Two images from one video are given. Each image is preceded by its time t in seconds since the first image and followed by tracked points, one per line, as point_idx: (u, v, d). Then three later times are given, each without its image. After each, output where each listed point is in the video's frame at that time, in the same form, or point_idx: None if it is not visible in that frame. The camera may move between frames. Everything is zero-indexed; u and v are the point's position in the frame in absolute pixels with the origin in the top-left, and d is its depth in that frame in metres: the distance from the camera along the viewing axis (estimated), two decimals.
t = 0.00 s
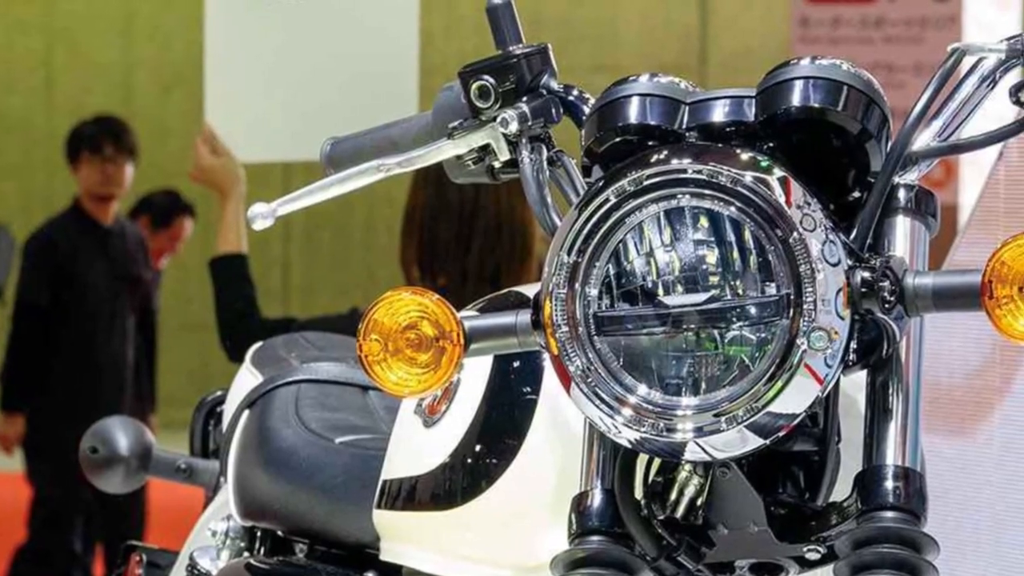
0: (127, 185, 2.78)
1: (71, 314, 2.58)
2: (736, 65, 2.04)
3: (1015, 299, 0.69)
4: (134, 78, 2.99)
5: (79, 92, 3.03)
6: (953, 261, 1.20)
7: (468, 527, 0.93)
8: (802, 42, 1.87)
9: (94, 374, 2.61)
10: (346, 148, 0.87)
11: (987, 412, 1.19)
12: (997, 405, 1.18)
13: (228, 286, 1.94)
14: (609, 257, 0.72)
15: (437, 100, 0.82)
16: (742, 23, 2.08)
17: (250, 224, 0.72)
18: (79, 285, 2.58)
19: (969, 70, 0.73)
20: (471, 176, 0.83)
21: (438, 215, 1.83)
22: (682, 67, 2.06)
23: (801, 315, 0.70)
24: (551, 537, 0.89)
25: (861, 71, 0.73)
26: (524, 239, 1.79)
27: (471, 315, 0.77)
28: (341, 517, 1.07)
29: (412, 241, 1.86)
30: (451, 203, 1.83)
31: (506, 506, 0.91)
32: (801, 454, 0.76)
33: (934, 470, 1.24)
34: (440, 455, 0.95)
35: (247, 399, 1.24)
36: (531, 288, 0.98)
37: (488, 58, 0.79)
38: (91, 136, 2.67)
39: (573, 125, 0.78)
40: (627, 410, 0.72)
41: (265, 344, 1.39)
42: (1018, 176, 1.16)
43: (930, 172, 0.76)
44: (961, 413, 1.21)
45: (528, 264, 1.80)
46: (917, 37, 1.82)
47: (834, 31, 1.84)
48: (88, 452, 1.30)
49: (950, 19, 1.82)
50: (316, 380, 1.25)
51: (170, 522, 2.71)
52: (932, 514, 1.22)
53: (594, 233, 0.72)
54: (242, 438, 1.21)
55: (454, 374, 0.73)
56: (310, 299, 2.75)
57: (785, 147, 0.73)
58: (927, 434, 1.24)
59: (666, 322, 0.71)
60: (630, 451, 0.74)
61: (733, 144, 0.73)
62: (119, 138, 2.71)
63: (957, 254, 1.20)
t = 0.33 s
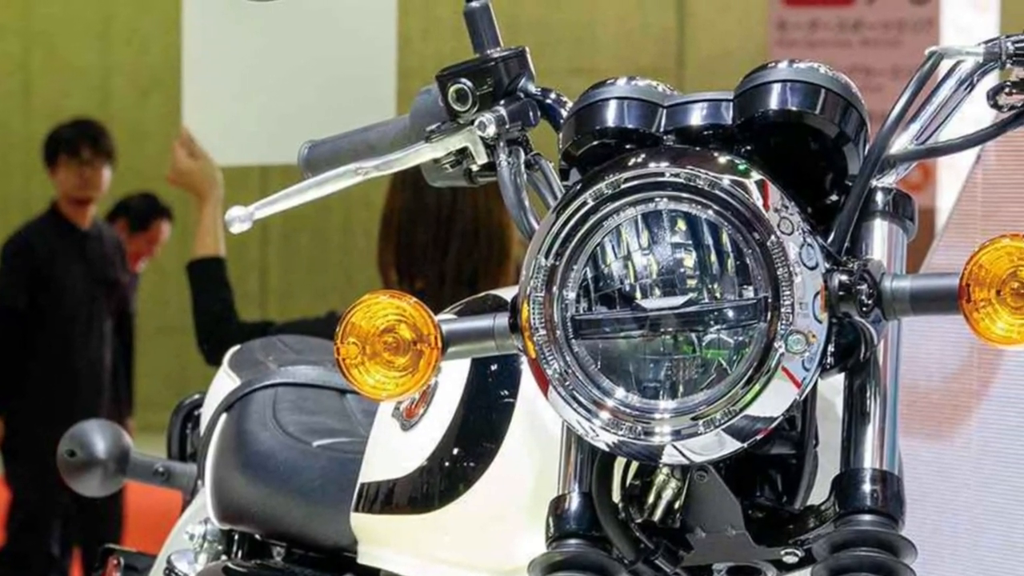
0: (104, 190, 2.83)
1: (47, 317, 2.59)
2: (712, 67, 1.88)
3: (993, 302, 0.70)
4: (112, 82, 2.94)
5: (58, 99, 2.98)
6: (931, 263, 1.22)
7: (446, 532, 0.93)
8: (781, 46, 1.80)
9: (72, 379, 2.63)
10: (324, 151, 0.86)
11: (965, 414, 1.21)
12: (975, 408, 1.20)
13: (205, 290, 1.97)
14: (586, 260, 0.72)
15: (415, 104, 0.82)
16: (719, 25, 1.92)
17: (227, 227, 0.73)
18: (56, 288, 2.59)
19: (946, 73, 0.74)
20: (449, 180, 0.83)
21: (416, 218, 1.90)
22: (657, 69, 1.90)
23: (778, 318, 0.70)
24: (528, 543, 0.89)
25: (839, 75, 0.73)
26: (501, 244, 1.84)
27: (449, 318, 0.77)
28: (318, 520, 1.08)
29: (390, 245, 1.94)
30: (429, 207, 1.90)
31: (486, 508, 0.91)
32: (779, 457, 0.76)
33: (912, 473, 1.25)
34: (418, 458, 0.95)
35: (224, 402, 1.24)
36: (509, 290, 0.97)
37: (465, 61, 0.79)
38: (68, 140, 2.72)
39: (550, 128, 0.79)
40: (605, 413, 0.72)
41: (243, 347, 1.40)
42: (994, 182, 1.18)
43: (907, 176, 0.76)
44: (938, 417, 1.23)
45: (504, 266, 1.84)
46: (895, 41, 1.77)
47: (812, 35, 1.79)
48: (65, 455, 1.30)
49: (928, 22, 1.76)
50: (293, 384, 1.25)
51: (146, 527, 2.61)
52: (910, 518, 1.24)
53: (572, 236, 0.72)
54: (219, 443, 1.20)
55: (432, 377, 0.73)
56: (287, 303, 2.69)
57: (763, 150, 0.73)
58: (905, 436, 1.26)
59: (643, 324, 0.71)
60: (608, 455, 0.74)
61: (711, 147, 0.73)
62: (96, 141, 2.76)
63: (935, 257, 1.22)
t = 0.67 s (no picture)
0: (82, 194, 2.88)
1: (26, 320, 2.64)
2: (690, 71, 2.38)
3: (972, 306, 0.70)
4: (89, 85, 3.19)
5: (36, 103, 3.21)
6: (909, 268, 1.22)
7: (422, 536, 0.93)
8: (759, 49, 2.04)
9: (50, 382, 2.70)
10: (301, 154, 0.86)
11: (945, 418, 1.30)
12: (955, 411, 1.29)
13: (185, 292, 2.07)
14: (563, 264, 0.72)
15: (392, 107, 0.82)
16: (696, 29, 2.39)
17: (205, 230, 0.72)
18: (34, 291, 2.64)
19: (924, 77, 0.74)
20: (427, 182, 0.83)
21: (394, 223, 1.96)
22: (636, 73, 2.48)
23: (756, 321, 0.70)
24: (505, 544, 0.90)
25: (816, 77, 0.73)
26: (479, 246, 1.92)
27: (426, 321, 0.77)
28: (295, 523, 1.08)
29: (368, 249, 2.01)
30: (406, 210, 1.96)
31: (463, 512, 0.91)
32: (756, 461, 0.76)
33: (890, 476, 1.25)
34: (396, 461, 0.95)
35: (201, 405, 1.23)
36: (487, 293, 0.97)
37: (442, 64, 0.79)
38: (46, 142, 2.79)
39: (528, 131, 0.79)
40: (582, 416, 0.72)
41: (220, 349, 1.40)
42: (972, 184, 1.18)
43: (885, 179, 0.76)
44: (915, 420, 1.23)
45: (481, 270, 1.94)
46: (873, 45, 1.96)
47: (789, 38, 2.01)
48: (43, 459, 1.30)
49: (905, 26, 1.95)
50: (271, 387, 1.25)
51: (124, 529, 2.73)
52: (888, 521, 1.24)
53: (549, 239, 0.72)
54: (196, 445, 1.20)
55: (410, 381, 0.73)
56: (264, 306, 3.03)
57: (740, 153, 0.73)
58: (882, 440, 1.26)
59: (621, 327, 0.71)
60: (585, 458, 0.74)
61: (689, 150, 0.73)
62: (74, 144, 2.83)
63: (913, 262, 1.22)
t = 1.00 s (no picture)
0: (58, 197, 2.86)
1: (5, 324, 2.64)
2: (668, 74, 2.50)
3: (949, 309, 0.70)
4: (66, 88, 3.21)
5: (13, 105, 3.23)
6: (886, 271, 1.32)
7: (399, 538, 0.94)
8: (736, 52, 2.01)
9: (27, 384, 2.68)
10: (279, 158, 0.86)
11: (921, 422, 1.32)
12: (931, 415, 1.31)
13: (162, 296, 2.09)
14: (541, 267, 0.72)
15: (370, 110, 0.82)
16: (674, 32, 2.50)
17: (183, 233, 0.72)
18: (11, 295, 2.63)
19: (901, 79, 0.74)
20: (404, 186, 0.83)
21: (371, 226, 1.97)
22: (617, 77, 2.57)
23: (734, 325, 0.70)
24: (485, 548, 0.90)
25: (794, 81, 0.73)
26: (456, 250, 1.93)
27: (403, 325, 0.77)
28: (273, 527, 1.07)
29: (345, 252, 1.99)
30: (384, 213, 1.97)
31: (440, 514, 0.92)
32: (734, 464, 0.76)
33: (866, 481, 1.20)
34: (373, 464, 0.95)
35: (179, 409, 1.24)
36: (464, 297, 0.97)
37: (420, 68, 0.79)
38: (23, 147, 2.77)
39: (505, 135, 0.79)
40: (560, 420, 0.72)
41: (198, 353, 1.40)
42: (949, 188, 1.29)
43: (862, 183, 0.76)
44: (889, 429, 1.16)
45: (459, 274, 1.96)
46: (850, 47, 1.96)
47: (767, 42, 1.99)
48: (20, 462, 1.30)
49: (882, 30, 1.97)
50: (249, 391, 1.26)
51: (100, 533, 2.76)
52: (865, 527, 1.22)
53: (527, 242, 0.72)
54: (173, 448, 1.20)
55: (387, 385, 0.73)
56: (242, 309, 3.08)
57: (718, 157, 0.73)
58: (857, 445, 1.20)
59: (598, 331, 0.71)
60: (563, 461, 0.74)
61: (666, 153, 0.72)
62: (51, 148, 2.80)
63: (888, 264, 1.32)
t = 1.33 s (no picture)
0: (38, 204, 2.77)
1: None
2: (645, 78, 2.33)
3: (927, 313, 0.70)
4: (43, 92, 2.98)
5: None
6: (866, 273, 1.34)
7: (377, 543, 0.94)
8: (713, 56, 1.95)
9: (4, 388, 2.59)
10: (257, 162, 0.86)
11: (898, 425, 1.33)
12: (908, 418, 1.32)
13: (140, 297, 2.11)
14: (518, 270, 0.72)
15: (348, 114, 0.82)
16: (650, 37, 2.35)
17: (160, 236, 0.72)
18: None
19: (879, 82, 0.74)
20: (382, 189, 0.83)
21: (349, 228, 1.97)
22: (592, 81, 2.39)
23: (712, 328, 0.70)
24: (461, 553, 0.90)
25: (771, 84, 0.73)
26: (433, 253, 1.94)
27: (381, 329, 0.76)
28: (251, 529, 1.09)
29: (322, 255, 1.99)
30: (360, 216, 1.98)
31: (418, 518, 0.92)
32: (711, 468, 0.76)
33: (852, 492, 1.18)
34: (350, 468, 0.96)
35: (157, 413, 1.24)
36: (440, 299, 0.97)
37: (398, 71, 0.79)
38: None
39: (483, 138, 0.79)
40: (538, 423, 0.71)
41: (175, 357, 1.40)
42: (927, 191, 1.31)
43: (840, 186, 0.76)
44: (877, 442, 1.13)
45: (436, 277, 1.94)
46: (829, 51, 1.88)
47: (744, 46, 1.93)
48: None
49: (860, 32, 1.89)
50: (226, 394, 1.26)
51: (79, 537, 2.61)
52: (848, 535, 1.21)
53: (504, 246, 0.72)
54: (151, 452, 1.21)
55: (365, 388, 0.73)
56: (218, 313, 2.95)
57: (696, 161, 0.73)
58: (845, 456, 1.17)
59: (576, 334, 0.71)
60: (541, 465, 0.74)
61: (644, 157, 0.72)
62: (29, 151, 2.71)
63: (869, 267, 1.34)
